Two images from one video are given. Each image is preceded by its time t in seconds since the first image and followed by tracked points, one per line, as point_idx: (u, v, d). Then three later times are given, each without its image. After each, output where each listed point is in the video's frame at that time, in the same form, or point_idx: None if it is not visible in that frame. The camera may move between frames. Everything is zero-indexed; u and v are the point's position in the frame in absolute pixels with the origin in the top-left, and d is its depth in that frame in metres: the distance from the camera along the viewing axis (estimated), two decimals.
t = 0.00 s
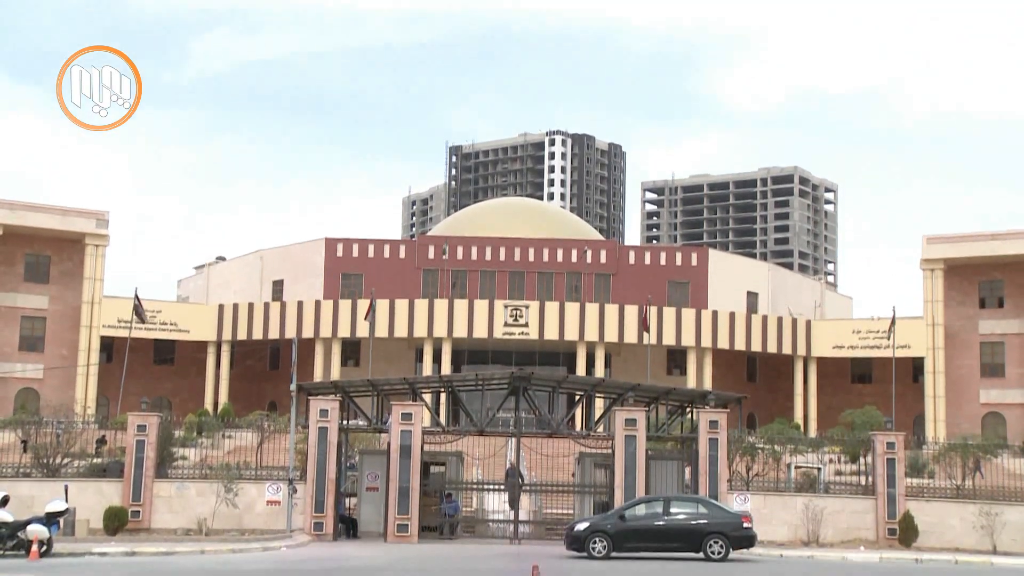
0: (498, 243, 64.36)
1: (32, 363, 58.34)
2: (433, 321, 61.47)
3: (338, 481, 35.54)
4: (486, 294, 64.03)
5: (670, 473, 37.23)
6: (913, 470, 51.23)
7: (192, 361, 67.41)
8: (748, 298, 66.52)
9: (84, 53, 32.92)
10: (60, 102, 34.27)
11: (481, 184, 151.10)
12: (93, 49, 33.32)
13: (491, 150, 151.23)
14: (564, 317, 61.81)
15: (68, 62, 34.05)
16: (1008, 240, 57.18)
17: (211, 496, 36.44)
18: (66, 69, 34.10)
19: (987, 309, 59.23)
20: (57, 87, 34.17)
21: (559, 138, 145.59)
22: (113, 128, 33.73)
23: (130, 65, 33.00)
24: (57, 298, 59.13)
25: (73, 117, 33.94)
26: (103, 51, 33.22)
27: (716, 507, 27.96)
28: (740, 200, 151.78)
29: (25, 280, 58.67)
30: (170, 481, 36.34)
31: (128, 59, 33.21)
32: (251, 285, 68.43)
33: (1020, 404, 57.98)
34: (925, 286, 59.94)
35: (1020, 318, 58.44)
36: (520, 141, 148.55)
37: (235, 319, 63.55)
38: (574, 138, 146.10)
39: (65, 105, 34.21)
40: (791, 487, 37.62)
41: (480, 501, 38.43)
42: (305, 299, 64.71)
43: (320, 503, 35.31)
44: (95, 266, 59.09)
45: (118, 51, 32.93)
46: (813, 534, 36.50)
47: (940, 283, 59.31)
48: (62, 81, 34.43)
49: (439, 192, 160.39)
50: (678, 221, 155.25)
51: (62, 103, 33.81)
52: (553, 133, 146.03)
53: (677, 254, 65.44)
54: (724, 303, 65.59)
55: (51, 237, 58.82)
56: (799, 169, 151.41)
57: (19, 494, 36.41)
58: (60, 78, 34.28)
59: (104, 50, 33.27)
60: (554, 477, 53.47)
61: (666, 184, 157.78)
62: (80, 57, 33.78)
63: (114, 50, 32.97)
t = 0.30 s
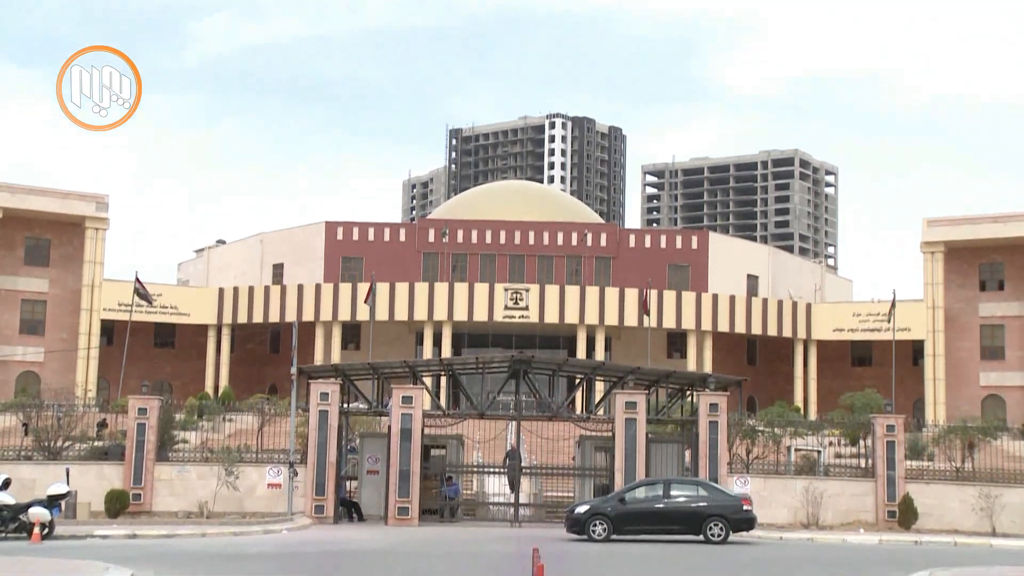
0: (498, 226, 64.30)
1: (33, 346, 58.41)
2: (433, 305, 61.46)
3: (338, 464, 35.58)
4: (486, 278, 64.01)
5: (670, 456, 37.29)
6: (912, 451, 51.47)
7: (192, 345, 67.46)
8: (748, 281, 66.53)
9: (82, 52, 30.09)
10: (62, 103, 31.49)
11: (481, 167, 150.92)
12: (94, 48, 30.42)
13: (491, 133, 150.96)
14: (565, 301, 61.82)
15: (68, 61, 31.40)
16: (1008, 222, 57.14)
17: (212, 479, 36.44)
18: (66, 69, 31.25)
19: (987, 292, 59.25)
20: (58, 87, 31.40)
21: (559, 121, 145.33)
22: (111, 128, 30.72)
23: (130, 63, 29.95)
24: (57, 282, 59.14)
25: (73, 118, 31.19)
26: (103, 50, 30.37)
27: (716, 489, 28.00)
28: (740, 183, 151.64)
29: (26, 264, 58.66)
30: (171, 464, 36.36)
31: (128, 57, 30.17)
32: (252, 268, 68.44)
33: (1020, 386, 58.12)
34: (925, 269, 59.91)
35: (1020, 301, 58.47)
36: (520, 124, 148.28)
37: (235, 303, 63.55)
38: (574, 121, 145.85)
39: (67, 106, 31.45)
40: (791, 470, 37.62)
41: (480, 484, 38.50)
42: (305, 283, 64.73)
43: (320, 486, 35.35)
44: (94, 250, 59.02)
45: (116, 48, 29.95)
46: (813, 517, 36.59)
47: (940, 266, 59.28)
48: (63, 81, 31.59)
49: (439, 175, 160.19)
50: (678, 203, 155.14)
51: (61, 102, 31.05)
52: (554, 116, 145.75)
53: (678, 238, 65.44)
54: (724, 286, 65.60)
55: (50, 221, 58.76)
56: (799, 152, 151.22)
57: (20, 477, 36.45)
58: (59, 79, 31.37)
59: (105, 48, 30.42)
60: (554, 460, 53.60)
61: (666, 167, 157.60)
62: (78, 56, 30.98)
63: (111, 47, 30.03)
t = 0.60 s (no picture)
0: (498, 211, 64.26)
1: (34, 332, 58.45)
2: (434, 291, 61.44)
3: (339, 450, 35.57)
4: (486, 263, 64.00)
5: (670, 439, 37.39)
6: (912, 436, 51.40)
7: (192, 330, 67.47)
8: (748, 266, 66.55)
9: (80, 50, 27.89)
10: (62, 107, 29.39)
11: (481, 153, 150.67)
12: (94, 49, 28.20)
13: (492, 118, 150.69)
14: (564, 286, 61.81)
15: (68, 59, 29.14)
16: (1009, 207, 57.14)
17: (213, 464, 36.38)
18: (64, 70, 29.08)
19: (988, 276, 59.25)
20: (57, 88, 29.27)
21: (559, 106, 145.06)
22: (111, 128, 28.13)
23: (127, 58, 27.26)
24: (57, 267, 59.14)
25: (74, 118, 28.81)
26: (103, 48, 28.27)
27: (717, 475, 27.99)
28: (741, 168, 151.54)
29: (26, 249, 58.63)
30: (172, 449, 36.36)
31: (130, 56, 27.96)
32: (252, 253, 68.41)
33: (1020, 370, 58.22)
34: (926, 254, 59.91)
35: (1020, 286, 58.49)
36: (521, 109, 148.03)
37: (235, 289, 63.54)
38: (574, 106, 145.67)
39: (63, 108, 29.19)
40: (792, 455, 37.55)
41: (480, 469, 38.51)
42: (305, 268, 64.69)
43: (321, 471, 35.42)
44: (95, 235, 58.95)
45: (115, 47, 27.75)
46: (813, 502, 36.59)
47: (941, 251, 59.27)
48: (62, 81, 29.61)
49: (439, 160, 159.97)
50: (678, 188, 155.03)
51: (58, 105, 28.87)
52: (554, 100, 145.44)
53: (678, 223, 65.43)
54: (724, 271, 65.61)
55: (51, 206, 58.71)
56: (800, 137, 150.91)
57: (21, 462, 36.47)
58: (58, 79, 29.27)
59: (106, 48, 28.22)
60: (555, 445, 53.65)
61: (667, 152, 157.43)
62: (78, 54, 28.82)
63: (111, 45, 27.86)
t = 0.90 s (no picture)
0: (498, 198, 64.21)
1: (34, 319, 58.49)
2: (434, 278, 61.41)
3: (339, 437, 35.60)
4: (486, 250, 63.99)
5: (670, 426, 37.40)
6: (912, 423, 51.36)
7: (192, 317, 67.52)
8: (748, 253, 66.54)
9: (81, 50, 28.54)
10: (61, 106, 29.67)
11: (481, 140, 150.53)
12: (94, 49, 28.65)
13: (492, 105, 150.52)
14: (565, 273, 61.78)
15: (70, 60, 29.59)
16: (1009, 193, 57.08)
17: (214, 451, 36.41)
18: (64, 68, 29.62)
19: (988, 262, 59.21)
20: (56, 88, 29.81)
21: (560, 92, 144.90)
22: (111, 128, 28.37)
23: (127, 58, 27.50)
24: (57, 254, 59.17)
25: (73, 118, 29.19)
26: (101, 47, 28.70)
27: (716, 461, 27.98)
28: (741, 154, 151.45)
29: (26, 236, 58.63)
30: (173, 436, 36.39)
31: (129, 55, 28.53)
32: (252, 241, 68.38)
33: (1019, 357, 58.24)
34: (927, 241, 59.82)
35: (1020, 272, 58.48)
36: (521, 96, 147.87)
37: (235, 277, 63.52)
38: (575, 92, 145.54)
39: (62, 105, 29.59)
40: (791, 441, 37.53)
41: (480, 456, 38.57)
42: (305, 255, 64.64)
43: (321, 459, 35.46)
44: (95, 223, 58.81)
45: (115, 48, 28.34)
46: (812, 488, 36.61)
47: (942, 238, 59.17)
48: (59, 82, 30.03)
49: (439, 147, 159.86)
50: (678, 175, 154.94)
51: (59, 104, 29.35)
52: (555, 87, 145.28)
53: (678, 210, 65.41)
54: (724, 258, 65.58)
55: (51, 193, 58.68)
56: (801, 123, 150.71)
57: (22, 448, 36.55)
58: (57, 78, 29.78)
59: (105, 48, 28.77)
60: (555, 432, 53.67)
61: (667, 138, 157.26)
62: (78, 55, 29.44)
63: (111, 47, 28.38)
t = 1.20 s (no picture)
0: (499, 185, 64.15)
1: (34, 306, 58.47)
2: (434, 265, 61.38)
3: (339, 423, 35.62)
4: (486, 238, 63.95)
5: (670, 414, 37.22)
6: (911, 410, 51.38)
7: (192, 305, 67.50)
8: (748, 240, 66.51)
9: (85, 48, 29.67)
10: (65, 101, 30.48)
11: (481, 127, 150.33)
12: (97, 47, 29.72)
13: (492, 92, 150.31)
14: (565, 260, 61.74)
15: (69, 61, 31.52)
16: (1009, 179, 57.06)
17: (214, 438, 36.43)
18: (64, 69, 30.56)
19: (988, 249, 59.21)
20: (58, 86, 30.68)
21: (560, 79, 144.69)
22: (111, 127, 30.48)
23: (127, 61, 29.51)
24: (57, 241, 59.14)
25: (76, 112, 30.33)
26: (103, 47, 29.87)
27: (716, 448, 28.01)
28: (741, 142, 151.35)
29: (26, 224, 58.58)
30: (173, 423, 36.40)
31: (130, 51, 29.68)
32: (252, 228, 68.32)
33: (1019, 344, 58.29)
34: (927, 228, 59.85)
35: (1021, 259, 58.48)
36: (521, 83, 147.68)
37: (236, 264, 63.47)
38: (575, 79, 145.36)
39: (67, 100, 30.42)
40: (792, 429, 37.54)
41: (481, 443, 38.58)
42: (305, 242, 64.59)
43: (322, 446, 35.49)
44: (95, 210, 58.81)
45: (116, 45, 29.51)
46: (813, 475, 36.63)
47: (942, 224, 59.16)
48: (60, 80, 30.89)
49: (439, 134, 159.63)
50: (678, 162, 154.85)
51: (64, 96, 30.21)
52: (555, 74, 145.09)
53: (678, 196, 65.37)
54: (724, 245, 65.55)
55: (51, 180, 58.61)
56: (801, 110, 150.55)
57: (23, 436, 36.56)
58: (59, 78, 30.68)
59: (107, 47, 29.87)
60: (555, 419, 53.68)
61: (667, 125, 157.14)
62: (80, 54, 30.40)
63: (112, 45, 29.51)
